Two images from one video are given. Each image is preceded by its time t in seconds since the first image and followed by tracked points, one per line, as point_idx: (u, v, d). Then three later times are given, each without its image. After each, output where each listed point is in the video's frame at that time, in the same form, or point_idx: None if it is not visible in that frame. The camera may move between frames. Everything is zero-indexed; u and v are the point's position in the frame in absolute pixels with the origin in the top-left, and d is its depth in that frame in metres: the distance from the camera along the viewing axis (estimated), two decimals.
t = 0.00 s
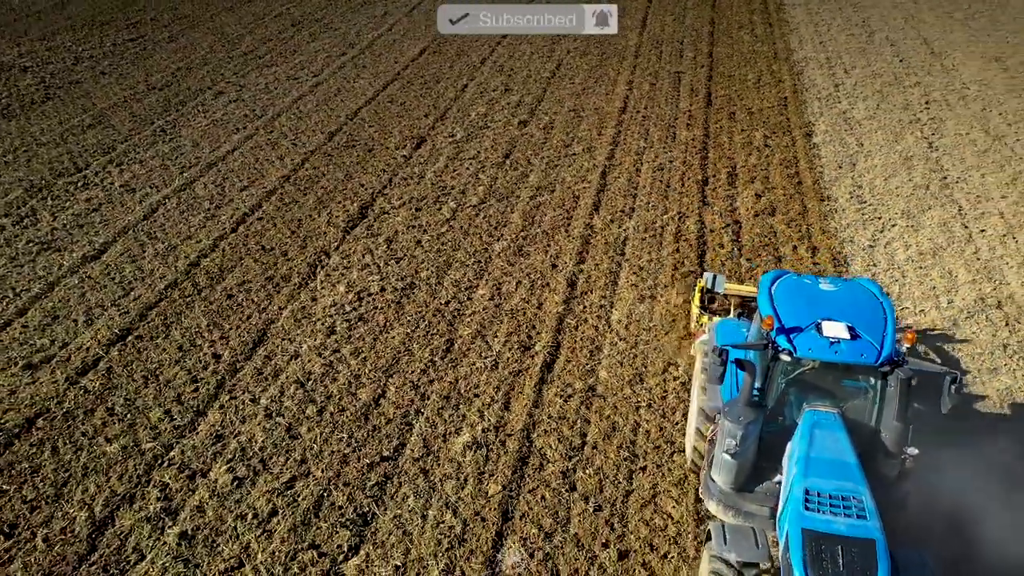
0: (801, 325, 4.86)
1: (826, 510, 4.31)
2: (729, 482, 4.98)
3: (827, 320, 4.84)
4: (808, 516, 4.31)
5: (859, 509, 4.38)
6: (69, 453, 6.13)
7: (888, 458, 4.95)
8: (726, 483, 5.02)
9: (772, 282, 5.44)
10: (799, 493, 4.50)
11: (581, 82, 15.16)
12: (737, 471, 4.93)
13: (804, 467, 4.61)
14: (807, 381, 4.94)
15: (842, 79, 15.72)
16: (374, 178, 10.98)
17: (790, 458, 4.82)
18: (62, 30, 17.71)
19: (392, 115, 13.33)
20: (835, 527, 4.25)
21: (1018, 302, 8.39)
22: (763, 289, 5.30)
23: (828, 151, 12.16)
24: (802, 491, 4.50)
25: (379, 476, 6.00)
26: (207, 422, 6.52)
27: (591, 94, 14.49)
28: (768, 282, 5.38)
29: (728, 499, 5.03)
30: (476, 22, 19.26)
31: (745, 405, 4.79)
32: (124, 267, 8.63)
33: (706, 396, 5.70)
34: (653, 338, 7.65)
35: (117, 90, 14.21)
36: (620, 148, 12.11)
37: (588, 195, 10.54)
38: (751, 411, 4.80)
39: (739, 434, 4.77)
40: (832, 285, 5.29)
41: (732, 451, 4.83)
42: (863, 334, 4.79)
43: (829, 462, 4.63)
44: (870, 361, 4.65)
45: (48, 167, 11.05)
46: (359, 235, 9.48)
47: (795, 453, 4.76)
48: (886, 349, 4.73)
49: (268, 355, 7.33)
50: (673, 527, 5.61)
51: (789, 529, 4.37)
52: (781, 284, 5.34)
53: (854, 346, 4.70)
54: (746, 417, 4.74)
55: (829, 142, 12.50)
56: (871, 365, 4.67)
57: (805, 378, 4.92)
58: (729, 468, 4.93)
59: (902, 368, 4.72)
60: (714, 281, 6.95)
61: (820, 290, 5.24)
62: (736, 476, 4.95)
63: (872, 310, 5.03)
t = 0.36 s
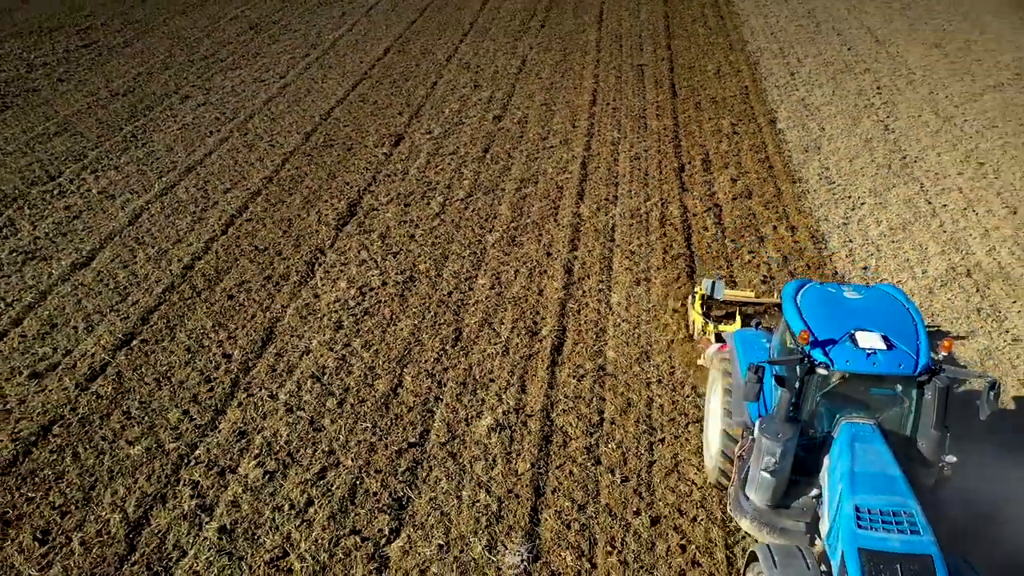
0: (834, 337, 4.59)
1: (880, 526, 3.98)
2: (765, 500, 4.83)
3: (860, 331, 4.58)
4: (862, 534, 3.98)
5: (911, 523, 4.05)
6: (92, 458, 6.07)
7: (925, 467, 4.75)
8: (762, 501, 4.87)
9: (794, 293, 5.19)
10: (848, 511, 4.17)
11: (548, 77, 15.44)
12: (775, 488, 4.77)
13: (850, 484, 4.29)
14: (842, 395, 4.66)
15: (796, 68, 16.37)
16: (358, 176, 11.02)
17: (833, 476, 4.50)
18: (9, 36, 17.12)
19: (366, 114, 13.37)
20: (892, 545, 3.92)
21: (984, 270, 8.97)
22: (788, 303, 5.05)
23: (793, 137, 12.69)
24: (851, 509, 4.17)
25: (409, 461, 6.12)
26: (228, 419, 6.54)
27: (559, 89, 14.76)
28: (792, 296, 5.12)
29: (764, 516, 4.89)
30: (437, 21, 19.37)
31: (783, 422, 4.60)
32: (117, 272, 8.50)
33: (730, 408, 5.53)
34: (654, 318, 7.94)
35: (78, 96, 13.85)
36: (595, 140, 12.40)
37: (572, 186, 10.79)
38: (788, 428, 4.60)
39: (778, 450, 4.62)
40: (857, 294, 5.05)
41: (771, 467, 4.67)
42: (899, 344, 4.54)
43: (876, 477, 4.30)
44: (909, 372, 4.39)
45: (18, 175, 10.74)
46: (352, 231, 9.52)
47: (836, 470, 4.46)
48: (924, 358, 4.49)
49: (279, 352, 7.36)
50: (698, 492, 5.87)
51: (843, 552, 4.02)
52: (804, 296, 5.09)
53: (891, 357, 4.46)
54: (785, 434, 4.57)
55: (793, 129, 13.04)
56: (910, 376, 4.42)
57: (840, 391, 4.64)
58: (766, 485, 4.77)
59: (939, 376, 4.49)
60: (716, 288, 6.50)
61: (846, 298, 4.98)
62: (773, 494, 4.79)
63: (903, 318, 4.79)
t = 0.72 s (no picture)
0: (867, 344, 4.55)
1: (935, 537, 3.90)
2: (802, 513, 4.81)
3: (893, 337, 4.55)
4: (918, 546, 3.89)
5: (963, 531, 3.96)
6: (109, 462, 6.02)
7: (959, 469, 4.80)
8: (799, 515, 4.84)
9: (816, 301, 5.14)
10: (899, 522, 4.07)
11: (509, 73, 15.64)
12: (812, 501, 4.75)
13: (897, 493, 4.20)
14: (878, 403, 4.65)
15: (746, 59, 16.97)
16: (336, 175, 11.03)
17: (876, 487, 4.42)
18: None
19: (333, 114, 13.35)
20: (949, 556, 3.83)
21: (944, 240, 9.55)
22: (812, 311, 5.00)
23: (752, 124, 13.20)
24: (901, 520, 4.08)
25: (429, 447, 6.25)
26: (241, 416, 6.55)
27: (522, 84, 14.98)
28: (815, 303, 5.08)
29: (801, 528, 4.90)
30: (391, 20, 19.37)
31: (821, 434, 4.62)
32: (104, 279, 8.37)
33: (757, 422, 5.31)
34: (645, 300, 8.23)
35: (32, 104, 13.44)
36: (565, 132, 12.67)
37: (549, 177, 11.02)
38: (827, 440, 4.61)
39: (817, 463, 4.61)
40: (880, 297, 5.03)
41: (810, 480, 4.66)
42: (932, 349, 4.54)
43: (922, 486, 4.21)
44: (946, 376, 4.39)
45: None
46: (337, 229, 9.56)
47: (880, 480, 4.38)
48: (957, 361, 4.51)
49: (284, 350, 7.38)
50: (710, 459, 6.16)
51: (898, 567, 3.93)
52: (829, 303, 5.04)
53: (926, 362, 4.44)
54: (824, 446, 4.58)
55: (751, 116, 13.55)
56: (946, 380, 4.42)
57: (876, 399, 4.61)
58: (804, 499, 4.75)
59: (973, 380, 4.63)
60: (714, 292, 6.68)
61: (870, 303, 4.96)
62: (811, 507, 4.78)
63: (929, 321, 4.80)
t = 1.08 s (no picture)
0: (908, 348, 4.62)
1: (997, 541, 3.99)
2: (846, 519, 4.80)
3: (932, 339, 4.64)
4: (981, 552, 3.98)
5: (1019, 531, 4.07)
6: (124, 466, 5.97)
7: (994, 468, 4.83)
8: (842, 521, 4.84)
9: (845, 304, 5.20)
10: (956, 526, 4.15)
11: (464, 69, 15.79)
12: (857, 508, 4.75)
13: (951, 497, 4.27)
14: (918, 405, 4.71)
15: (690, 49, 17.54)
16: (307, 175, 11.01)
17: (924, 490, 4.49)
18: None
19: (294, 115, 13.27)
20: (1011, 559, 3.93)
21: (897, 212, 10.18)
22: (844, 312, 5.06)
23: (706, 111, 13.71)
24: (958, 524, 4.15)
25: (444, 429, 6.40)
26: (252, 412, 6.58)
27: (479, 80, 15.16)
28: (845, 303, 5.14)
29: (844, 534, 4.89)
30: (338, 20, 19.27)
31: (866, 440, 4.60)
32: (85, 288, 8.21)
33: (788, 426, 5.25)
34: (629, 280, 8.55)
35: None
36: (528, 125, 12.92)
37: (520, 168, 11.24)
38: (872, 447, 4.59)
39: (864, 470, 4.59)
40: (907, 299, 5.14)
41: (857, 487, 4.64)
42: (970, 349, 4.65)
43: (973, 488, 4.28)
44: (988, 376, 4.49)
45: None
46: (318, 227, 9.58)
47: (929, 483, 4.44)
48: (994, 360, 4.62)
49: (284, 346, 7.41)
50: (713, 423, 6.51)
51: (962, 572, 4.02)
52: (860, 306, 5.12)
53: (967, 362, 4.53)
54: (871, 453, 4.55)
55: (704, 103, 14.07)
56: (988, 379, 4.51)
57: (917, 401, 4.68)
58: (849, 506, 4.74)
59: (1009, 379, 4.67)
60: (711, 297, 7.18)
61: (900, 305, 5.06)
62: (855, 513, 4.77)
63: (959, 321, 4.92)
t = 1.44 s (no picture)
0: (945, 348, 4.71)
1: None
2: (893, 521, 4.82)
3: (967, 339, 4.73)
4: None
5: None
6: (138, 468, 5.95)
7: None
8: (888, 523, 4.85)
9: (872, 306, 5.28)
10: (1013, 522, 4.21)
11: (416, 67, 15.89)
12: (904, 508, 4.77)
13: (1001, 493, 4.34)
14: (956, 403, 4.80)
15: (633, 42, 18.04)
16: (274, 175, 10.97)
17: (972, 489, 4.55)
18: None
19: (251, 117, 13.14)
20: None
21: (847, 187, 10.81)
22: (874, 315, 5.11)
23: (657, 100, 14.17)
24: (1014, 520, 4.22)
25: (453, 411, 6.58)
26: (259, 408, 6.62)
27: (432, 77, 15.28)
28: (872, 305, 5.22)
29: (889, 536, 4.91)
30: (281, 22, 19.07)
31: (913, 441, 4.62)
32: (64, 297, 8.05)
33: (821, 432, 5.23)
34: (608, 262, 8.87)
35: None
36: (488, 119, 13.13)
37: (487, 161, 11.45)
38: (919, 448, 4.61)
39: (913, 472, 4.60)
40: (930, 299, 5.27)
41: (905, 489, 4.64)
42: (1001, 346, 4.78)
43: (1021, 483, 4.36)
44: None
45: None
46: (294, 226, 9.58)
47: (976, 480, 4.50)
48: None
49: (280, 342, 7.45)
50: (706, 390, 6.87)
51: None
52: (887, 307, 5.19)
53: (1002, 359, 4.65)
54: (920, 454, 4.56)
55: (654, 93, 14.54)
56: None
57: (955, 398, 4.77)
58: (897, 507, 4.75)
59: None
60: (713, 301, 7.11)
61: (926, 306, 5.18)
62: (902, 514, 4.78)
63: (984, 320, 5.07)
